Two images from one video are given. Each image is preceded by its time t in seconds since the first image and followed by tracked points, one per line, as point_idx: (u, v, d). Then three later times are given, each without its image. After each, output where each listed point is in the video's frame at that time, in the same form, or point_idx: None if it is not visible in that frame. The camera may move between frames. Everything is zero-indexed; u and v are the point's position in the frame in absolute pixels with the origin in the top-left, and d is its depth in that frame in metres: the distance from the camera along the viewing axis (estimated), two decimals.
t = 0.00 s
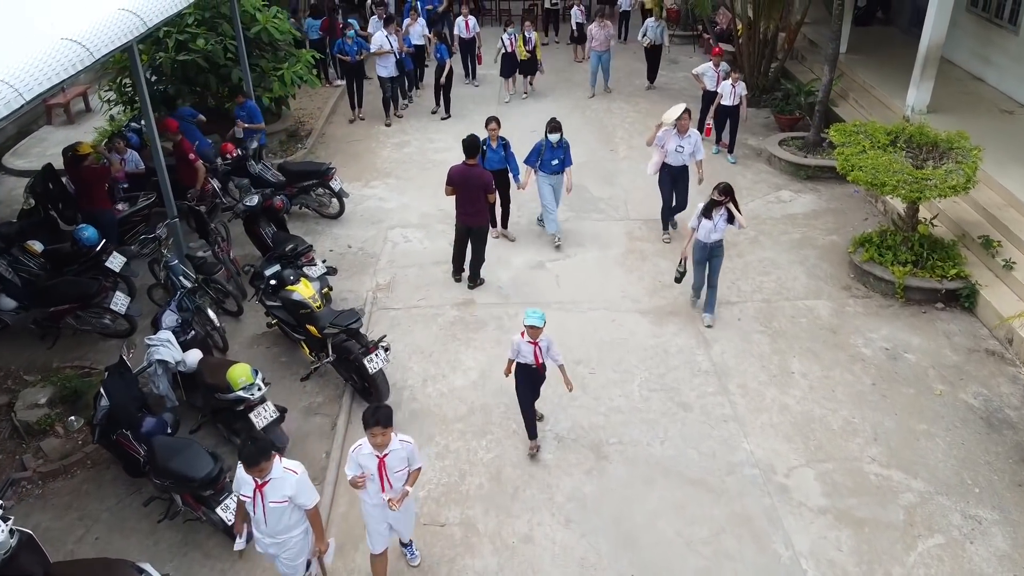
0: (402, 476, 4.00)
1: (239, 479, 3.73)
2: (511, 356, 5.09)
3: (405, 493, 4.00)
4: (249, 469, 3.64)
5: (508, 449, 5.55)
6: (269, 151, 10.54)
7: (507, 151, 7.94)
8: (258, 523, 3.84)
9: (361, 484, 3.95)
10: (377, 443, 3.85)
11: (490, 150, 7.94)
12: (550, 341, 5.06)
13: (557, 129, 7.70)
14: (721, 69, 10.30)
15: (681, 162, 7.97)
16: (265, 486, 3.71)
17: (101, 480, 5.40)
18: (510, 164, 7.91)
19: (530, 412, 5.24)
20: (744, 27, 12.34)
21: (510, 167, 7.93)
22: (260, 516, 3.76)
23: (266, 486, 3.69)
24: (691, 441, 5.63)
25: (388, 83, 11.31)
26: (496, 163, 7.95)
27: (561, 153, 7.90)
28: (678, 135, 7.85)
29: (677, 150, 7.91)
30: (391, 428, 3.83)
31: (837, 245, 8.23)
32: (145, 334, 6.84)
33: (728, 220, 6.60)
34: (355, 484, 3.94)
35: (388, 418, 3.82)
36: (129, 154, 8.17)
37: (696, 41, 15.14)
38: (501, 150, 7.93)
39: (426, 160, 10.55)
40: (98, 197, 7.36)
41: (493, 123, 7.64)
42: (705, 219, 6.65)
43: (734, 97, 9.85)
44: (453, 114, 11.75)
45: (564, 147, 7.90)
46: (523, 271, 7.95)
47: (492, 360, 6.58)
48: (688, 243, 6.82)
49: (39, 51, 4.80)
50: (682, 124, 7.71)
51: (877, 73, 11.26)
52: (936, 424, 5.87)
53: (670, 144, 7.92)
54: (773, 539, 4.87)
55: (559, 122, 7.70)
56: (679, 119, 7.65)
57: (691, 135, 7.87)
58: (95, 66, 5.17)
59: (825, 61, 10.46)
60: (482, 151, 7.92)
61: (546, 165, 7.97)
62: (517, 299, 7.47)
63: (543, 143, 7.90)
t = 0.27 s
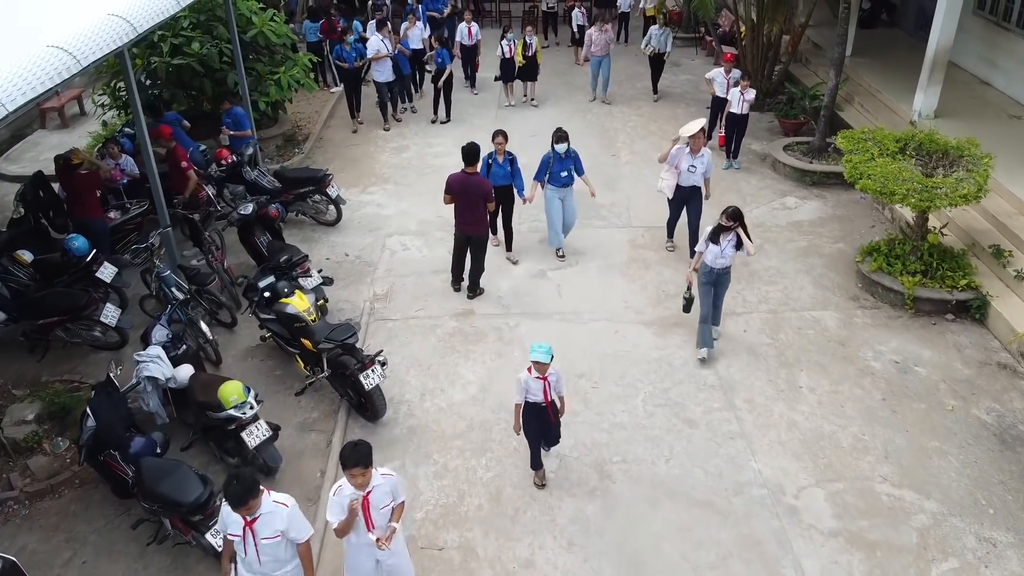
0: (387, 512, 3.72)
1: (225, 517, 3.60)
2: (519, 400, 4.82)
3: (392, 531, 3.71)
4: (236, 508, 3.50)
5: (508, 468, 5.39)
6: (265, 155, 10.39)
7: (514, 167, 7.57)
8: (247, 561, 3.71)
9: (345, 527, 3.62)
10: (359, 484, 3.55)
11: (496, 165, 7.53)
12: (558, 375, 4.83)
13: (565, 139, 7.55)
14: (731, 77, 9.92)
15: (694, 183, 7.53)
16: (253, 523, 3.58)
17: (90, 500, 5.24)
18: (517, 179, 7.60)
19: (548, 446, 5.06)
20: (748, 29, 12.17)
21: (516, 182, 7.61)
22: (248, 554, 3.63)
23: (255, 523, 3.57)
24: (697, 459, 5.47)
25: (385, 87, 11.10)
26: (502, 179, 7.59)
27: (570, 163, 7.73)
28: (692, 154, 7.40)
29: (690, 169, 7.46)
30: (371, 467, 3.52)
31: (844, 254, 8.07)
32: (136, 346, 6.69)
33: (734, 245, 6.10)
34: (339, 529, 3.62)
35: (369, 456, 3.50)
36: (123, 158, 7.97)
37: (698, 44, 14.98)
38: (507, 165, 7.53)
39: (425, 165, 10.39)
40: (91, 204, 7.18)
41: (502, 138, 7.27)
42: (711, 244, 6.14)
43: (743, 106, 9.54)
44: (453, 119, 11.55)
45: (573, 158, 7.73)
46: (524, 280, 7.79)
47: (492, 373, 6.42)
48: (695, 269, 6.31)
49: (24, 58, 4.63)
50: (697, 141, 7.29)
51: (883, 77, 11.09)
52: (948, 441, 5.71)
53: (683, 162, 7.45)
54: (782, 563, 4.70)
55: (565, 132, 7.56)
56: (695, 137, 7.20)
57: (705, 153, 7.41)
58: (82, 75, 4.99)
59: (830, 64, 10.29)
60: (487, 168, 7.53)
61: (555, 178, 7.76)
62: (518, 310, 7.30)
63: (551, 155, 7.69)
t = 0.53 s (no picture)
0: (378, 552, 3.58)
1: (212, 554, 3.44)
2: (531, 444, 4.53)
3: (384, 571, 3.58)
4: (224, 545, 3.35)
5: (509, 489, 5.22)
6: (262, 161, 10.23)
7: (522, 181, 7.22)
8: None
9: (334, 569, 3.48)
10: (347, 525, 3.41)
11: (503, 177, 7.23)
12: (570, 417, 4.56)
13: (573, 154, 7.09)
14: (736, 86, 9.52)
15: (713, 200, 7.16)
16: (242, 559, 3.43)
17: (78, 522, 5.08)
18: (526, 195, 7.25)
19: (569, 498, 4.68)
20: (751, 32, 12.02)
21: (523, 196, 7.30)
22: None
23: (245, 559, 3.41)
24: (703, 479, 5.31)
25: (382, 92, 10.93)
26: (508, 192, 7.27)
27: (578, 178, 7.29)
28: (707, 169, 7.04)
29: (706, 185, 7.09)
30: (361, 507, 3.40)
31: (851, 264, 7.91)
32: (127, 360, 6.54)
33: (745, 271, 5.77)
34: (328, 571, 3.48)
35: (358, 496, 3.38)
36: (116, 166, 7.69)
37: (700, 46, 14.82)
38: (515, 179, 7.22)
39: (423, 171, 10.23)
40: (82, 213, 6.99)
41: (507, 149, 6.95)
42: (719, 270, 5.81)
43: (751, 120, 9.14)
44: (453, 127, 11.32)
45: (582, 172, 7.29)
46: (525, 290, 7.62)
47: (492, 388, 6.25)
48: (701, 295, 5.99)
49: (7, 68, 4.45)
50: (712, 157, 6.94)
51: (889, 81, 10.93)
52: (961, 460, 5.55)
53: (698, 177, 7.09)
54: None
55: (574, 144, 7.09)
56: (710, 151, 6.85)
57: (721, 168, 7.04)
58: (68, 84, 4.81)
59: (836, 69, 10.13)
60: (493, 180, 7.23)
61: (562, 194, 7.34)
62: (518, 321, 7.13)
63: (558, 168, 7.27)
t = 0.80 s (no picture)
0: None
1: None
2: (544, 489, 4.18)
3: None
4: None
5: (510, 511, 5.06)
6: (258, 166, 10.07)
7: (529, 199, 6.87)
8: None
9: None
10: (338, 561, 3.29)
11: (509, 195, 6.85)
12: (589, 470, 4.14)
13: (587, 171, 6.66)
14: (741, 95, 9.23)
15: (727, 224, 6.60)
16: None
17: (64, 546, 4.91)
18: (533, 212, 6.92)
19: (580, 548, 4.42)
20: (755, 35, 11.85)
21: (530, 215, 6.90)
22: None
23: None
24: (710, 501, 5.14)
25: (379, 99, 10.65)
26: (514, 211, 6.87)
27: (591, 197, 6.89)
28: (721, 190, 6.53)
29: (720, 208, 6.55)
30: (352, 544, 3.26)
31: (859, 273, 7.74)
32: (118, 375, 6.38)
33: (760, 302, 5.32)
34: None
35: (351, 532, 3.25)
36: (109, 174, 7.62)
37: (703, 48, 14.64)
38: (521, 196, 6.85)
39: (423, 177, 10.06)
40: (72, 223, 6.82)
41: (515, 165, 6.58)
42: (731, 304, 5.35)
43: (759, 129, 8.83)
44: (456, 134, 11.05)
45: (596, 191, 6.89)
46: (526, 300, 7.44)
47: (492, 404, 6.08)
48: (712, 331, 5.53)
49: None
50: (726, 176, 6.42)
51: (896, 85, 10.76)
52: (976, 481, 5.38)
53: (711, 200, 6.57)
54: None
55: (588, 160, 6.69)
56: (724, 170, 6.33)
57: (735, 190, 6.52)
58: (53, 95, 4.62)
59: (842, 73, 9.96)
60: (499, 198, 6.84)
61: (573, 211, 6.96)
62: (519, 333, 6.96)
63: (571, 184, 6.89)
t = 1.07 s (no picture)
0: None
1: None
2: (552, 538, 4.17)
3: None
4: None
5: (511, 535, 4.90)
6: (254, 172, 9.91)
7: (535, 216, 6.62)
8: None
9: None
10: None
11: (514, 212, 6.59)
12: (599, 538, 4.03)
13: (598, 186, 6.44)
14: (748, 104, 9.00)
15: (738, 244, 6.33)
16: None
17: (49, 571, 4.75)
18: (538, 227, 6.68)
19: None
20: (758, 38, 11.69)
21: (537, 231, 6.67)
22: None
23: None
24: (718, 525, 4.97)
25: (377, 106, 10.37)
26: (519, 229, 6.63)
27: (603, 214, 6.62)
28: (733, 211, 6.19)
29: (731, 229, 6.24)
30: None
31: (867, 284, 7.58)
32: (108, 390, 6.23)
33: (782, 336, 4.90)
34: None
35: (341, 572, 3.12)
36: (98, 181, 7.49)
37: (706, 51, 14.49)
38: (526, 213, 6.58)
39: (422, 182, 9.90)
40: (62, 233, 6.66)
41: (520, 182, 6.36)
42: (750, 338, 4.92)
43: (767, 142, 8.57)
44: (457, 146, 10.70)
45: (607, 207, 6.63)
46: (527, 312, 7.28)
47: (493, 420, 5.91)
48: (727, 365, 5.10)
49: None
50: (738, 199, 6.08)
51: (902, 90, 10.61)
52: (991, 502, 5.22)
53: (722, 222, 6.25)
54: None
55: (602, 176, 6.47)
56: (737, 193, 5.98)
57: (749, 211, 6.17)
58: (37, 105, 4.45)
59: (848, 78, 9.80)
60: (504, 216, 6.56)
61: (581, 225, 6.71)
62: (520, 346, 6.79)
63: (582, 199, 6.64)
